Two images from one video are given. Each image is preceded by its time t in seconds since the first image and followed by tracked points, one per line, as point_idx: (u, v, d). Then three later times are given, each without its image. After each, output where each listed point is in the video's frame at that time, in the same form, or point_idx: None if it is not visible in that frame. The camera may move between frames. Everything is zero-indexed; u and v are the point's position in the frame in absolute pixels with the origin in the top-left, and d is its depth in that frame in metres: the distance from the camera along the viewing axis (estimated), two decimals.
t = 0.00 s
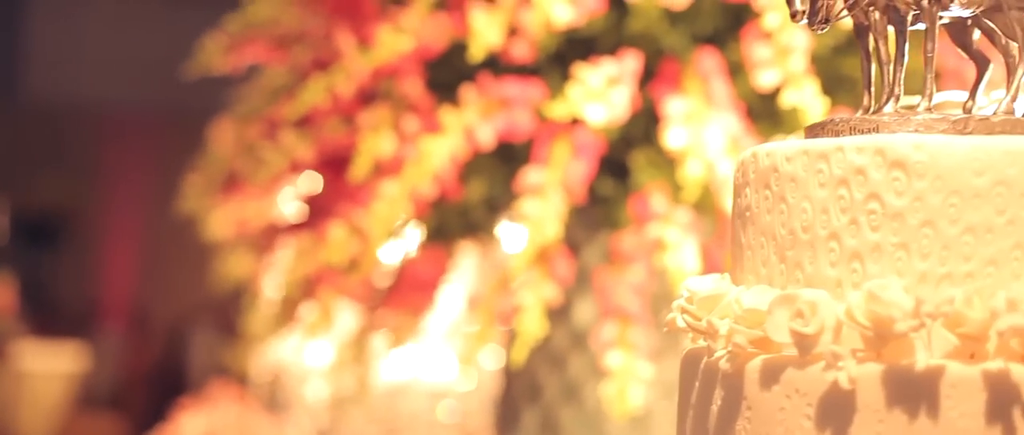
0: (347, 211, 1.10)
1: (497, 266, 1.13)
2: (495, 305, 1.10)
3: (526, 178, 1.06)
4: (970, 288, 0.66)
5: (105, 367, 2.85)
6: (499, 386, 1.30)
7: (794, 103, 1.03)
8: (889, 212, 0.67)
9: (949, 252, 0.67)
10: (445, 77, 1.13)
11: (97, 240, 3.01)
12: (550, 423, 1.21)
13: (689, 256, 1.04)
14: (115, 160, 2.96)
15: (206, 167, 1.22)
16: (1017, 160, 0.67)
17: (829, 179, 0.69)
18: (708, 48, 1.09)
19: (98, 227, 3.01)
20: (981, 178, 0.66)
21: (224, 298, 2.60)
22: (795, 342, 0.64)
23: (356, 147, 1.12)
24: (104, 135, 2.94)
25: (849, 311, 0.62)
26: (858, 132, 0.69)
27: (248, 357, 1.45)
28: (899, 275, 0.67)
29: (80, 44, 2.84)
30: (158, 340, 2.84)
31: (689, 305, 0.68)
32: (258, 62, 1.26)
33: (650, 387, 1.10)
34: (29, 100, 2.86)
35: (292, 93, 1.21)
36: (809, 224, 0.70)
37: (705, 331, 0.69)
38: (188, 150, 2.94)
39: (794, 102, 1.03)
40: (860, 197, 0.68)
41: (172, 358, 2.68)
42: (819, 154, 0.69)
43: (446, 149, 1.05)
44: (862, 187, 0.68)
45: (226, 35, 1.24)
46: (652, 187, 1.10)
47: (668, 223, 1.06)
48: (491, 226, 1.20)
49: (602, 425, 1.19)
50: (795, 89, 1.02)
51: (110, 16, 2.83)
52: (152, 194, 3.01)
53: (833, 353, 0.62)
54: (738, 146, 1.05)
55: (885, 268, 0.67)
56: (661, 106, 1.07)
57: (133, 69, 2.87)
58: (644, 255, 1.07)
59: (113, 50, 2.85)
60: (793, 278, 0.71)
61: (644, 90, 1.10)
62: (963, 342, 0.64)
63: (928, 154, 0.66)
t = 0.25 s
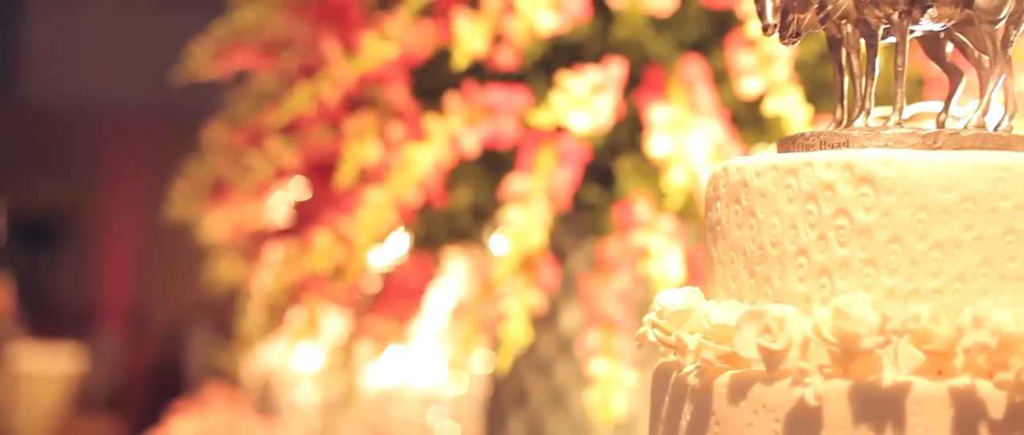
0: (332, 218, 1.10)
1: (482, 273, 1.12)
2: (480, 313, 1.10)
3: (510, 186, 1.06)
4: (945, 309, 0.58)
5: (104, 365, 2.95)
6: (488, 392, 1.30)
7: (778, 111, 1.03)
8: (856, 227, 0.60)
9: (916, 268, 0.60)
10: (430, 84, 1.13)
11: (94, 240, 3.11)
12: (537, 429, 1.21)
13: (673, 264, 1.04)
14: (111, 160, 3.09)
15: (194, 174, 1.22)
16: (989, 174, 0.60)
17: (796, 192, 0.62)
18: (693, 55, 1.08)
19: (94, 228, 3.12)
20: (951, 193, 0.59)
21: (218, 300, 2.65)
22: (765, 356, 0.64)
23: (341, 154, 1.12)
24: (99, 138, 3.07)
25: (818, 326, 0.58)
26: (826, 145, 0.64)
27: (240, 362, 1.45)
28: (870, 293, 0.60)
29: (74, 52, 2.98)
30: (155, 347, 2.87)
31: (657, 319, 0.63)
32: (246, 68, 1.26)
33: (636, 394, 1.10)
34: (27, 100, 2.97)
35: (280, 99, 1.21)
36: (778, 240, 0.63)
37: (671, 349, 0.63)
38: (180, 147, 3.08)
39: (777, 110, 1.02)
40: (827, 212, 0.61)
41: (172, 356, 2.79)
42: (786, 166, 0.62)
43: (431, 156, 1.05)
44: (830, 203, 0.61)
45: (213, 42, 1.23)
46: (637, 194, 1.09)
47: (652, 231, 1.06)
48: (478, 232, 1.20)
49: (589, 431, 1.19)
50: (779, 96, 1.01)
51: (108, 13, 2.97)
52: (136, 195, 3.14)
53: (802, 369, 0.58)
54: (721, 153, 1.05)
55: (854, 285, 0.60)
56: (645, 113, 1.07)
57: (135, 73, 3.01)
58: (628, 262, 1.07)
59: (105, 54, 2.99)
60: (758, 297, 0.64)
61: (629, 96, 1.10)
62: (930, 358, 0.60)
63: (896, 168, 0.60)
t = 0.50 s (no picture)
0: (317, 226, 1.10)
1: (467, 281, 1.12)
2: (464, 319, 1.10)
3: (494, 194, 1.06)
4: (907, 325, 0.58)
5: (102, 360, 2.65)
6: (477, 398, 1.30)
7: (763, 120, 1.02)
8: (824, 243, 0.59)
9: (884, 283, 0.58)
10: (415, 91, 1.13)
11: (94, 241, 2.71)
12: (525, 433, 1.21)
13: (656, 271, 1.04)
14: (113, 163, 2.69)
15: (183, 180, 1.22)
16: (959, 189, 0.58)
17: (764, 209, 0.60)
18: (678, 62, 1.08)
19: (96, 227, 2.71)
20: (918, 208, 0.58)
21: (214, 302, 2.45)
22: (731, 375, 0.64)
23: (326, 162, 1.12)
24: (104, 137, 2.67)
25: (784, 343, 0.58)
26: (795, 162, 0.63)
27: (232, 366, 1.45)
28: (835, 308, 0.58)
29: (70, 53, 2.62)
30: (157, 346, 2.59)
31: (626, 334, 0.63)
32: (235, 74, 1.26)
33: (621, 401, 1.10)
34: (25, 101, 2.60)
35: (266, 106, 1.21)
36: (745, 255, 0.61)
37: (637, 365, 0.63)
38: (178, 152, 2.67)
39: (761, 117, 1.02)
40: (796, 227, 0.59)
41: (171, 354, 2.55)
42: (753, 182, 0.60)
43: (415, 164, 1.05)
44: (799, 218, 0.59)
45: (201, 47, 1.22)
46: (622, 201, 1.09)
47: (636, 239, 1.06)
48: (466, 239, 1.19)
49: None
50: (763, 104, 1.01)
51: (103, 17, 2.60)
52: (145, 198, 2.74)
53: (768, 385, 0.58)
54: (706, 159, 1.04)
55: (821, 302, 0.59)
56: (630, 120, 1.07)
57: (126, 74, 2.63)
58: (613, 269, 1.07)
59: (101, 53, 2.62)
60: (727, 312, 0.62)
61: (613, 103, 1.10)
62: (897, 376, 0.57)
63: (864, 184, 0.58)
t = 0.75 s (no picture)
0: (302, 233, 1.10)
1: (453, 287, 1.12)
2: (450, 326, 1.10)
3: (478, 201, 1.06)
4: (875, 340, 0.58)
5: (99, 361, 2.50)
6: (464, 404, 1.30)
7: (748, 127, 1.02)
8: (793, 259, 0.59)
9: (852, 299, 0.58)
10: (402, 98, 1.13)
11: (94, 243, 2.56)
12: None
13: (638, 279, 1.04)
14: (113, 161, 2.55)
15: (170, 186, 1.22)
16: (926, 204, 0.58)
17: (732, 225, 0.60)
18: (664, 68, 1.08)
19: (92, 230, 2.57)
20: (886, 224, 0.58)
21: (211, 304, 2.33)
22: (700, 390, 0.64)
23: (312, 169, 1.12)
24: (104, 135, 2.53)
25: (751, 359, 0.57)
26: (765, 176, 0.63)
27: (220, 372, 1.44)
28: (802, 325, 0.58)
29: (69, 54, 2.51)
30: (155, 345, 2.46)
31: (596, 347, 0.63)
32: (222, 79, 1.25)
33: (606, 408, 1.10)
34: (24, 102, 2.49)
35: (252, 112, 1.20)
36: (714, 270, 0.60)
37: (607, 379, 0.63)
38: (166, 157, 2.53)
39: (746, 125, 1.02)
40: (764, 243, 0.59)
41: (171, 356, 2.41)
42: (722, 197, 0.60)
43: (399, 172, 1.05)
44: (766, 233, 0.59)
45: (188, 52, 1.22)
46: (607, 208, 1.09)
47: (620, 246, 1.06)
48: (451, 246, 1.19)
49: None
50: (748, 112, 1.01)
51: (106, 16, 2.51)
52: (143, 197, 2.58)
53: (735, 402, 0.58)
54: (691, 166, 1.05)
55: (788, 318, 0.59)
56: (614, 127, 1.06)
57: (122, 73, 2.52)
58: (598, 276, 1.07)
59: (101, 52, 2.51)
60: (696, 326, 0.62)
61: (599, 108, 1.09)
62: (864, 392, 0.57)
63: (833, 200, 0.58)
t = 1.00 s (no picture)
0: (287, 240, 1.10)
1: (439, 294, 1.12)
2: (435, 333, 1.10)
3: (462, 209, 1.05)
4: (842, 356, 0.58)
5: (93, 364, 2.20)
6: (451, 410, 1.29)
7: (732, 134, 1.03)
8: (761, 274, 0.59)
9: (820, 315, 0.58)
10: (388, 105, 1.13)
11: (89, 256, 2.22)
12: None
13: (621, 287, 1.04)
14: (112, 161, 2.21)
15: (157, 193, 1.21)
16: (895, 220, 0.58)
17: (702, 240, 0.60)
18: (649, 75, 1.08)
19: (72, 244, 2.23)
20: (854, 239, 0.58)
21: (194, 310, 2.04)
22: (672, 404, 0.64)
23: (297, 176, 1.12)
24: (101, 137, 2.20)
25: (719, 374, 0.57)
26: (736, 190, 0.63)
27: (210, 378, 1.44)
28: (771, 340, 0.58)
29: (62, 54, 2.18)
30: (154, 347, 2.17)
31: (567, 361, 0.63)
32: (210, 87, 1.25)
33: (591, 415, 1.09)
34: (23, 103, 2.15)
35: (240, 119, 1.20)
36: (684, 285, 0.61)
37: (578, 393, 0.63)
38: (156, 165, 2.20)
39: (731, 132, 1.03)
40: (733, 257, 0.59)
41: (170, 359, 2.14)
42: (692, 212, 0.60)
43: (382, 180, 1.05)
44: (735, 248, 0.59)
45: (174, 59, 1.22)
46: (592, 216, 1.09)
47: (604, 254, 1.06)
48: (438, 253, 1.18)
49: None
50: (731, 119, 1.02)
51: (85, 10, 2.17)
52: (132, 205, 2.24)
53: (701, 417, 0.57)
54: (675, 173, 1.05)
55: (757, 333, 0.59)
56: (599, 134, 1.06)
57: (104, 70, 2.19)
58: (584, 283, 1.07)
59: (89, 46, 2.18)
60: (666, 341, 0.62)
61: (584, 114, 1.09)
62: (831, 408, 0.56)
63: (801, 215, 0.58)
